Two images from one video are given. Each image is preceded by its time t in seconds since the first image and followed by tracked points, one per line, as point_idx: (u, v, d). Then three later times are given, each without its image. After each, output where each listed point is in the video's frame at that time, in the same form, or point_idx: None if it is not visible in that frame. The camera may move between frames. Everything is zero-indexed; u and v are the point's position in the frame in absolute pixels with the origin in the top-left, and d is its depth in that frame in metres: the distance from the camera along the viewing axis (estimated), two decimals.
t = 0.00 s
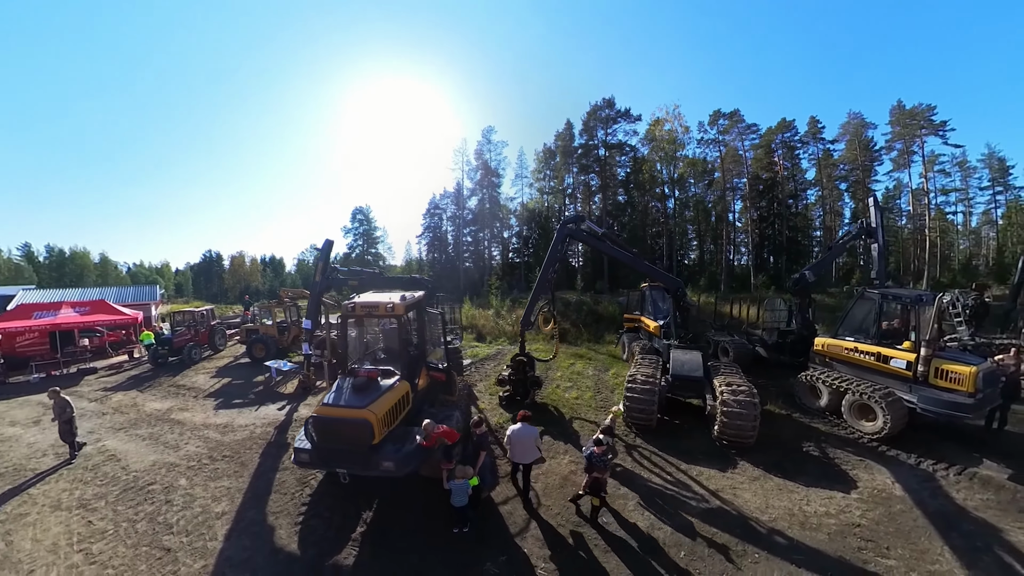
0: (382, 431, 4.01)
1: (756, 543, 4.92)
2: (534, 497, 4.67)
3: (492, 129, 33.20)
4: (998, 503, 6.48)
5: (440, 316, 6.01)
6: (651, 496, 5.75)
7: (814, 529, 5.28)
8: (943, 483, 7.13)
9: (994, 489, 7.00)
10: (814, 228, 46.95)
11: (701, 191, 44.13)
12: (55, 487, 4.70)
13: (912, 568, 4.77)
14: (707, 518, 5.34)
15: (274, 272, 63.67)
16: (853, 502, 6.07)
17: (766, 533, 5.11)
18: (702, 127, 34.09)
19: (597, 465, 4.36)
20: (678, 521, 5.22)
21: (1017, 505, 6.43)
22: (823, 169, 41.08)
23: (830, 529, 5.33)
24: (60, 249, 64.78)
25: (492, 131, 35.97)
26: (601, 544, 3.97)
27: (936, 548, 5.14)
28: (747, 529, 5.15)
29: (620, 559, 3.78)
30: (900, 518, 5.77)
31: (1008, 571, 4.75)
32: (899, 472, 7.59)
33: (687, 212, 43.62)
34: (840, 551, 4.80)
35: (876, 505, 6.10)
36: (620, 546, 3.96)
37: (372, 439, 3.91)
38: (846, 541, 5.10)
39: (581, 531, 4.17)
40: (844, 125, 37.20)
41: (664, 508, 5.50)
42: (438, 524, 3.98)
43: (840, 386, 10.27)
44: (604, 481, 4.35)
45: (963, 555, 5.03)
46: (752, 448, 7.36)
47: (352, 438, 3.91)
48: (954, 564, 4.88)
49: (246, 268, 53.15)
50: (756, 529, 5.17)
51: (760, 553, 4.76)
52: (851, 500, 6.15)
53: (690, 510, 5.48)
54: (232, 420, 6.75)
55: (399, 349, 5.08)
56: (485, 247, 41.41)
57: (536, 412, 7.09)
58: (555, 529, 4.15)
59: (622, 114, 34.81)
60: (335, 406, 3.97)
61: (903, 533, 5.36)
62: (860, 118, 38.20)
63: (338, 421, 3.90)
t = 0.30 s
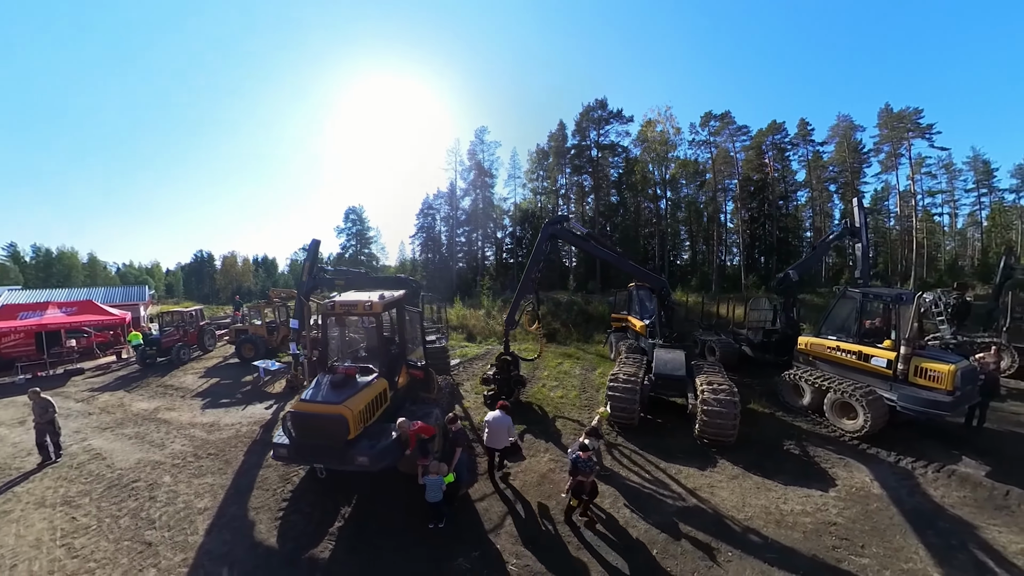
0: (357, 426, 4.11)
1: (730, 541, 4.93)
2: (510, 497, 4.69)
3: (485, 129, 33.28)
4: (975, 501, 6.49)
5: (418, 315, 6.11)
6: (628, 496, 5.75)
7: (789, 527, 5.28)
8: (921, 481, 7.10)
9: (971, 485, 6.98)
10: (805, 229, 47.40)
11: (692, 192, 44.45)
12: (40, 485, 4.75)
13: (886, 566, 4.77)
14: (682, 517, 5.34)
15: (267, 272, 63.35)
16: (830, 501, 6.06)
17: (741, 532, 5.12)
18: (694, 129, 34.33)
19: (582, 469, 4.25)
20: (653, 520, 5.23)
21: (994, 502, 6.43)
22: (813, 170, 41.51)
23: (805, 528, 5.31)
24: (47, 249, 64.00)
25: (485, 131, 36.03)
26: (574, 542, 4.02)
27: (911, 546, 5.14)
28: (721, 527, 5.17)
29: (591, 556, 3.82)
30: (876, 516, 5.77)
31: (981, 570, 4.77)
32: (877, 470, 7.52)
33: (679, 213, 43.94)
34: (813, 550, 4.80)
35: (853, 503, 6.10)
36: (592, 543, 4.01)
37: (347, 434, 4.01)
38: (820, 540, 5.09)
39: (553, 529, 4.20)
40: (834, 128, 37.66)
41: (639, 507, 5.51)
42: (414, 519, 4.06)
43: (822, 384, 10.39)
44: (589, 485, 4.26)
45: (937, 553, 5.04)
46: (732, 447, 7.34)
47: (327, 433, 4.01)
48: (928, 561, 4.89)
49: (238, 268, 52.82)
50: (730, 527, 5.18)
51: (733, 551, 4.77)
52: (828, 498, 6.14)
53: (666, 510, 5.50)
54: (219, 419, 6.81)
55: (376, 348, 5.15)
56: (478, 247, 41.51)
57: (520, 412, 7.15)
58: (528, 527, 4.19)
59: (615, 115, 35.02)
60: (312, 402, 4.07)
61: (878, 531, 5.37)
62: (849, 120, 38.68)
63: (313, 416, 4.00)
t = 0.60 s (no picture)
0: (333, 423, 4.20)
1: (703, 541, 4.78)
2: (494, 489, 4.82)
3: (478, 130, 33.36)
4: (954, 500, 6.42)
5: (397, 315, 6.19)
6: (603, 495, 5.64)
7: (765, 527, 5.12)
8: (901, 480, 7.01)
9: (951, 485, 6.90)
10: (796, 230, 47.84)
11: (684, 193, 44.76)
12: (23, 483, 4.81)
13: (860, 567, 4.65)
14: (657, 517, 5.20)
15: (260, 273, 63.21)
16: (808, 500, 5.93)
17: (715, 532, 4.97)
18: (686, 130, 34.61)
19: (567, 471, 4.38)
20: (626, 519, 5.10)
21: (973, 501, 6.37)
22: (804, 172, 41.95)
23: (781, 528, 5.17)
24: (35, 249, 63.30)
25: (478, 131, 36.13)
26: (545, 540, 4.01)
27: (887, 546, 5.05)
28: (696, 527, 5.02)
29: (563, 554, 3.84)
30: (853, 516, 5.66)
31: (956, 570, 4.68)
32: (858, 468, 7.36)
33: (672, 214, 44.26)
34: (788, 550, 4.66)
35: (831, 503, 5.98)
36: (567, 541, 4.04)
37: (323, 431, 4.10)
38: (796, 540, 4.94)
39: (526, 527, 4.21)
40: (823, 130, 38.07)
41: (611, 506, 5.42)
42: (389, 517, 4.12)
43: (805, 383, 10.38)
44: (573, 487, 4.34)
45: (912, 552, 4.96)
46: (713, 446, 7.15)
47: (303, 430, 4.09)
48: (903, 562, 4.78)
49: (230, 268, 52.56)
50: (705, 527, 5.03)
51: (707, 551, 4.62)
52: (807, 498, 6.00)
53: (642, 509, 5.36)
54: (204, 419, 6.86)
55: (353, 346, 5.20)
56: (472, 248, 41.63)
57: (505, 411, 7.22)
58: (505, 523, 4.22)
59: (607, 116, 35.24)
60: (289, 399, 4.16)
61: (855, 531, 5.25)
62: (838, 123, 39.15)
63: (291, 412, 4.09)
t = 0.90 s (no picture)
0: (310, 420, 4.31)
1: (678, 542, 4.63)
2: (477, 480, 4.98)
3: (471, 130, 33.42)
4: (934, 500, 6.37)
5: (378, 314, 6.25)
6: (580, 494, 5.53)
7: (741, 528, 4.96)
8: (882, 480, 6.93)
9: (933, 484, 6.86)
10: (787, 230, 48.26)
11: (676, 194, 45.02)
12: (5, 482, 4.85)
13: (838, 569, 4.50)
14: (631, 517, 5.06)
15: (253, 274, 62.94)
16: (787, 501, 5.78)
17: (690, 532, 4.82)
18: (678, 130, 34.81)
19: (554, 471, 4.20)
20: (600, 520, 4.95)
21: (953, 501, 6.33)
22: (795, 173, 42.33)
23: (758, 529, 5.01)
24: (23, 249, 62.62)
25: (471, 132, 36.22)
26: (519, 538, 3.99)
27: (864, 547, 4.94)
28: (670, 528, 4.87)
29: (535, 551, 3.81)
30: (832, 516, 5.54)
31: (932, 571, 4.59)
32: (838, 468, 7.28)
33: (665, 214, 44.53)
34: (763, 551, 4.51)
35: (811, 503, 5.85)
36: (542, 539, 3.99)
37: (298, 427, 4.19)
38: (772, 542, 4.79)
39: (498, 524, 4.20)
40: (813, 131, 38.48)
41: (587, 505, 5.30)
42: (366, 512, 4.20)
43: (789, 382, 9.98)
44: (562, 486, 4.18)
45: (890, 553, 4.86)
46: (694, 446, 6.95)
47: (280, 425, 4.20)
48: (880, 564, 4.67)
49: (221, 269, 52.17)
50: (680, 528, 4.89)
51: (681, 552, 4.48)
52: (786, 498, 5.84)
53: (617, 508, 5.23)
54: (189, 419, 6.89)
55: (331, 344, 5.28)
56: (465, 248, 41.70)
57: (490, 411, 7.29)
58: (481, 519, 4.25)
59: (599, 116, 35.38)
60: (267, 396, 4.26)
61: (833, 532, 5.12)
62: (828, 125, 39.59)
63: (268, 408, 4.21)
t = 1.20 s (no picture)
0: (285, 419, 4.38)
1: (653, 543, 4.53)
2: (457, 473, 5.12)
3: (464, 130, 33.45)
4: (914, 500, 6.30)
5: (358, 312, 6.29)
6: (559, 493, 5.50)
7: (717, 529, 4.85)
8: (864, 480, 6.87)
9: (915, 484, 6.79)
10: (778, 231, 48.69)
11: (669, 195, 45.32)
12: None
13: (813, 572, 4.38)
14: (607, 516, 5.00)
15: (245, 274, 62.67)
16: (766, 502, 5.64)
17: (666, 533, 4.72)
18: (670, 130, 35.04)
19: (540, 479, 4.10)
20: (576, 518, 4.90)
21: (933, 501, 6.26)
22: (785, 174, 42.74)
23: (735, 530, 4.89)
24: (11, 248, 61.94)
25: (464, 132, 36.26)
26: (492, 538, 4.02)
27: (843, 549, 4.82)
28: (646, 528, 4.77)
29: (507, 551, 3.85)
30: (811, 517, 5.43)
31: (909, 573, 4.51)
32: (821, 467, 7.17)
33: (658, 215, 44.81)
34: (738, 553, 4.38)
35: (790, 504, 5.72)
36: (515, 538, 4.03)
37: (273, 425, 4.27)
38: (748, 544, 4.66)
39: (472, 523, 4.23)
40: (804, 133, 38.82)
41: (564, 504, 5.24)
42: (342, 509, 4.27)
43: (772, 381, 9.66)
44: (548, 493, 4.15)
45: (868, 556, 4.76)
46: (676, 445, 6.85)
47: (255, 424, 4.28)
48: (857, 566, 4.56)
49: (213, 269, 51.82)
50: (656, 529, 4.79)
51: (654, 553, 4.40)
52: (765, 499, 5.71)
53: (594, 509, 5.16)
54: (174, 419, 6.93)
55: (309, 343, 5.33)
56: (458, 248, 41.77)
57: (472, 410, 7.35)
58: (456, 517, 4.30)
59: (592, 116, 35.54)
60: (242, 394, 4.35)
61: (811, 534, 5.00)
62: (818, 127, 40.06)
63: (243, 406, 4.30)
